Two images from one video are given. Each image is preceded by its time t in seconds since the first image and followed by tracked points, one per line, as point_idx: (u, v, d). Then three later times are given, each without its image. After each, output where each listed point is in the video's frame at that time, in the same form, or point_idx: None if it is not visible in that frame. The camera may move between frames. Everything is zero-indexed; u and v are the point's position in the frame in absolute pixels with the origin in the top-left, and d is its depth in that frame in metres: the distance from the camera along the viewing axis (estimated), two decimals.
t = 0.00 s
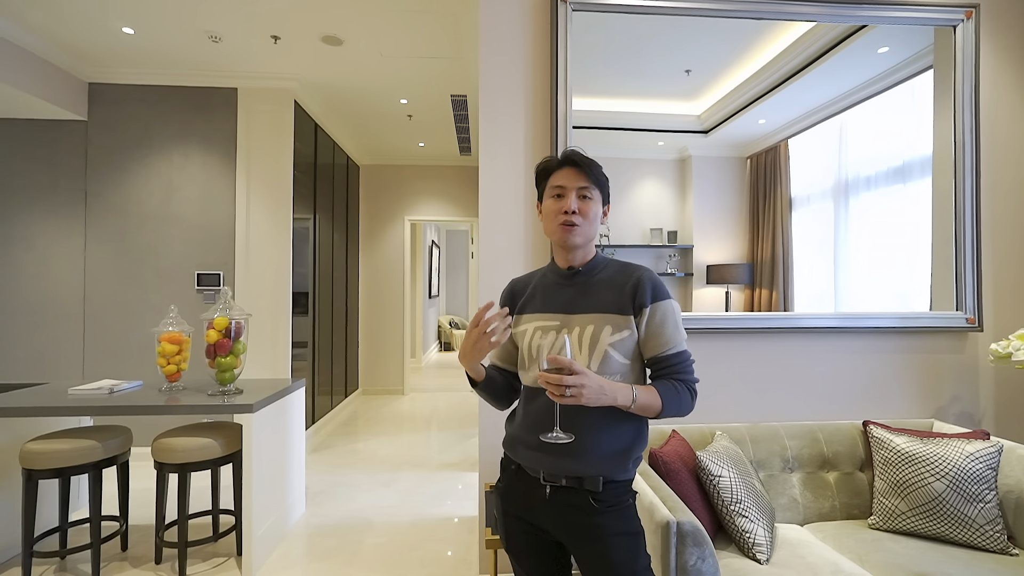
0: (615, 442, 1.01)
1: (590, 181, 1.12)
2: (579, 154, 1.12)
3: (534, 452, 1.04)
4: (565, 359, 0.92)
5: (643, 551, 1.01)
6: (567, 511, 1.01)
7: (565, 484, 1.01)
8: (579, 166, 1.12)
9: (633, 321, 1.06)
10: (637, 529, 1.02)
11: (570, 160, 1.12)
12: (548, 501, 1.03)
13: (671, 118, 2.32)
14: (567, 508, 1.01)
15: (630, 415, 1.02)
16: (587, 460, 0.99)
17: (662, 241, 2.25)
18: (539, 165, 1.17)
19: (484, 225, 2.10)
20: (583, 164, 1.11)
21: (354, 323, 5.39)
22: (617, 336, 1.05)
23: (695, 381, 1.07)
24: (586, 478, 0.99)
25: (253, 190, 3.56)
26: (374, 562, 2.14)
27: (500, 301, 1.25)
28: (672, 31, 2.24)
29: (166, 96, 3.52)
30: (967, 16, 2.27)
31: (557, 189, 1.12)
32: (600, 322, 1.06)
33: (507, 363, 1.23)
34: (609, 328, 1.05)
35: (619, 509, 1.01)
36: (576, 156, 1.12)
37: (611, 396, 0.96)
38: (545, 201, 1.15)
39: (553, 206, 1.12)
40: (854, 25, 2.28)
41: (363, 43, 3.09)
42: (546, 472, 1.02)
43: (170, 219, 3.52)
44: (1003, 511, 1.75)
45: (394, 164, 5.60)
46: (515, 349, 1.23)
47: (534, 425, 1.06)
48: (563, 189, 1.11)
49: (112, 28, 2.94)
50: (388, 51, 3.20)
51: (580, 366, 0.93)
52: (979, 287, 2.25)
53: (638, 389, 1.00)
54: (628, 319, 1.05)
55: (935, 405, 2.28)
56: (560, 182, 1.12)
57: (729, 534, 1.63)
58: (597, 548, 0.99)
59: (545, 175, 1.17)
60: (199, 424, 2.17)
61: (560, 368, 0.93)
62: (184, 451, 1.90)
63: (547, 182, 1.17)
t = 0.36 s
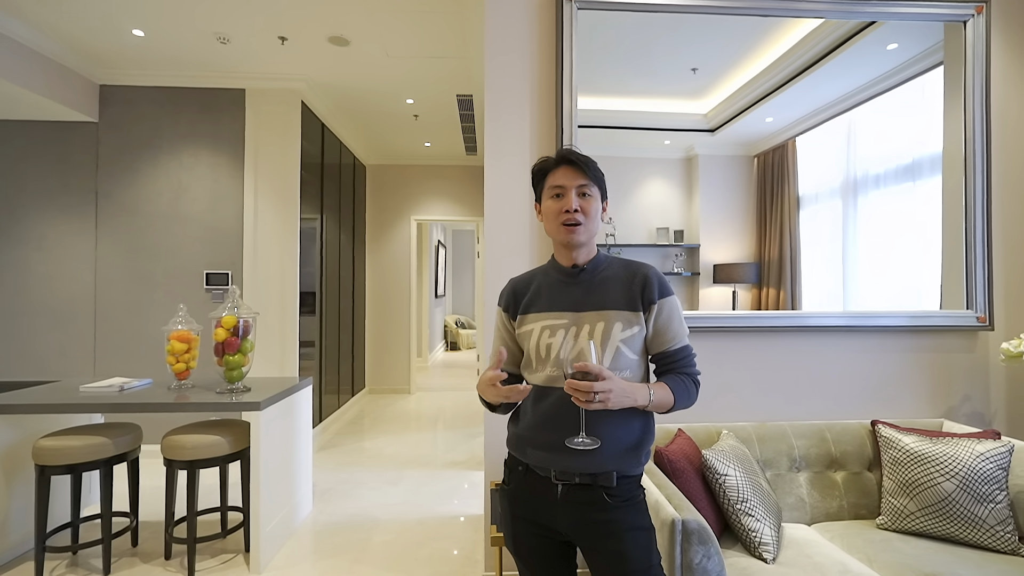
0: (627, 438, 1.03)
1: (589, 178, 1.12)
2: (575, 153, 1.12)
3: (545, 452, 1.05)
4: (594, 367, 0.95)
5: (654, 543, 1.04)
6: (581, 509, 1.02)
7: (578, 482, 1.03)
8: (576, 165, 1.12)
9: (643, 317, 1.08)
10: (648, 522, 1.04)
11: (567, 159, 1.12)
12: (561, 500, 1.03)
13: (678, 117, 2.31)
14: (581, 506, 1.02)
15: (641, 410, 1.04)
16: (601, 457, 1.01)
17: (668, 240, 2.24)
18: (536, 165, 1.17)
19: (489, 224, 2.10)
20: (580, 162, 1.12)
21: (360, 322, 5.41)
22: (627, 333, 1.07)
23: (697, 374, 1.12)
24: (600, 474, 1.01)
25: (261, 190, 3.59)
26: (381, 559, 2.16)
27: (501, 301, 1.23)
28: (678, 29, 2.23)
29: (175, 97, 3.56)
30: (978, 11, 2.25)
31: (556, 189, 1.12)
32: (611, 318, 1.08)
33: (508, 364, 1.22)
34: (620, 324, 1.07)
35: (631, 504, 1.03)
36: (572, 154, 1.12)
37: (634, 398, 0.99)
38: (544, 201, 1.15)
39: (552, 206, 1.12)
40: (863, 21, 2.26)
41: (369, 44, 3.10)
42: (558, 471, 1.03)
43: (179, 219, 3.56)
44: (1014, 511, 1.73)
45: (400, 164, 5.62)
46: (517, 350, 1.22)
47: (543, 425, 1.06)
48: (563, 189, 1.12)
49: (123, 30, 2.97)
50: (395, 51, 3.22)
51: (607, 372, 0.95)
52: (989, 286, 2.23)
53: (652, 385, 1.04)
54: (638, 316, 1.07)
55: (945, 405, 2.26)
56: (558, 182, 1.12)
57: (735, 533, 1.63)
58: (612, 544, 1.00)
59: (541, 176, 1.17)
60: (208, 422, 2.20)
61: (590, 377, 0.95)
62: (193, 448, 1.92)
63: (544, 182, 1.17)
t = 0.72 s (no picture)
0: (627, 435, 1.04)
1: (585, 178, 1.13)
2: (570, 153, 1.13)
3: (543, 451, 1.05)
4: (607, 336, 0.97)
5: (654, 542, 1.04)
6: (580, 508, 1.02)
7: (577, 481, 1.03)
8: (572, 166, 1.12)
9: (642, 315, 1.09)
10: (648, 521, 1.05)
11: (562, 159, 1.13)
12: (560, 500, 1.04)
13: (683, 116, 2.31)
14: (580, 505, 1.02)
15: (641, 402, 1.06)
16: (601, 455, 1.02)
17: (674, 240, 2.23)
18: (531, 166, 1.18)
19: (492, 225, 2.11)
20: (576, 162, 1.12)
21: (367, 322, 5.44)
22: (627, 330, 1.08)
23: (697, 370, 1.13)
24: (599, 473, 1.02)
25: (268, 191, 3.62)
26: (385, 557, 2.17)
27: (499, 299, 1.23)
28: (682, 29, 2.23)
29: (183, 99, 3.60)
30: (986, 7, 2.23)
31: (552, 190, 1.13)
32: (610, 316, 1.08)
33: (505, 362, 1.20)
34: (619, 321, 1.08)
35: (630, 503, 1.04)
36: (567, 154, 1.12)
37: (644, 379, 0.98)
38: (541, 202, 1.16)
39: (549, 206, 1.13)
40: (869, 19, 2.25)
41: (374, 45, 3.12)
42: (556, 470, 1.04)
43: (188, 220, 3.60)
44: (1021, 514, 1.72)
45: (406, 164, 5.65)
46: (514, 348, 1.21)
47: (542, 424, 1.07)
48: (559, 190, 1.12)
49: (132, 34, 3.02)
50: (400, 53, 3.24)
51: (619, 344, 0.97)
52: (998, 286, 2.21)
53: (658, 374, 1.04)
54: (638, 313, 1.08)
55: (953, 406, 2.24)
56: (554, 182, 1.13)
57: (737, 533, 1.62)
58: (612, 543, 1.01)
59: (538, 176, 1.18)
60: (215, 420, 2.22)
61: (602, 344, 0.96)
62: (200, 446, 1.95)
63: (541, 183, 1.18)
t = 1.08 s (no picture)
0: (621, 438, 1.05)
1: (583, 179, 1.14)
2: (568, 155, 1.13)
3: (537, 452, 1.07)
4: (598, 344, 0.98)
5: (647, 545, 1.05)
6: (572, 509, 1.04)
7: (569, 482, 1.05)
8: (569, 168, 1.13)
9: (638, 318, 1.10)
10: (641, 524, 1.06)
11: (560, 161, 1.14)
12: (552, 501, 1.06)
13: (689, 116, 2.30)
14: (572, 506, 1.04)
15: (637, 406, 1.06)
16: (593, 457, 1.03)
17: (680, 240, 2.24)
18: (531, 168, 1.19)
19: (494, 225, 2.12)
20: (573, 163, 1.13)
21: (373, 321, 5.48)
22: (622, 333, 1.09)
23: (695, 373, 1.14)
24: (591, 475, 1.03)
25: (275, 192, 3.66)
26: (387, 555, 2.19)
27: (501, 297, 1.24)
28: (684, 29, 2.23)
29: (191, 102, 3.65)
30: (992, 5, 2.21)
31: (550, 192, 1.14)
32: (606, 318, 1.09)
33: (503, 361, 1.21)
34: (614, 323, 1.09)
35: (623, 505, 1.05)
36: (566, 156, 1.13)
37: (638, 387, 1.00)
38: (540, 204, 1.17)
39: (548, 208, 1.14)
40: (873, 18, 2.23)
41: (378, 47, 3.15)
42: (549, 471, 1.05)
43: (196, 220, 3.65)
44: None
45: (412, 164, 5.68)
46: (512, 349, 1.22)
47: (536, 424, 1.08)
48: (557, 192, 1.13)
49: (141, 38, 3.06)
50: (404, 54, 3.26)
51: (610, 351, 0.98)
52: (1004, 286, 2.19)
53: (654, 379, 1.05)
54: (633, 316, 1.09)
55: (958, 408, 2.23)
56: (552, 185, 1.14)
57: (737, 534, 1.63)
58: (603, 544, 1.02)
59: (537, 178, 1.19)
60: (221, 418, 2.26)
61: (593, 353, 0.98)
62: (205, 444, 1.98)
63: (539, 185, 1.19)
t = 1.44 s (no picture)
0: (615, 439, 1.06)
1: (579, 181, 1.14)
2: (564, 157, 1.14)
3: (531, 452, 1.08)
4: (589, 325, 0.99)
5: (640, 548, 1.06)
6: (566, 510, 1.05)
7: (563, 483, 1.06)
8: (566, 170, 1.14)
9: (632, 318, 1.11)
10: (635, 526, 1.07)
11: (556, 164, 1.14)
12: (546, 501, 1.07)
13: (692, 115, 2.30)
14: (566, 507, 1.05)
15: (632, 406, 1.07)
16: (586, 458, 1.04)
17: (684, 240, 2.24)
18: (527, 171, 1.19)
19: (495, 226, 2.14)
20: (569, 166, 1.14)
21: (378, 321, 5.51)
22: (616, 333, 1.10)
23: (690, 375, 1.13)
24: (584, 476, 1.04)
25: (280, 193, 3.69)
26: (389, 554, 2.21)
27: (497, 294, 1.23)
28: (685, 31, 2.23)
29: (198, 104, 3.69)
30: (996, 3, 2.19)
31: (547, 195, 1.15)
32: (600, 318, 1.11)
33: (501, 358, 1.21)
34: (609, 323, 1.10)
35: (617, 506, 1.06)
36: (562, 158, 1.14)
37: (630, 373, 1.00)
38: (537, 207, 1.18)
39: (545, 211, 1.15)
40: (876, 17, 2.22)
41: (381, 49, 3.17)
42: (543, 472, 1.06)
43: (202, 221, 3.69)
44: None
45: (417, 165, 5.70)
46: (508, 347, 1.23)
47: (530, 424, 1.09)
48: (554, 194, 1.14)
49: (148, 42, 3.10)
50: (407, 56, 3.28)
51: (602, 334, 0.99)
52: (1009, 286, 2.17)
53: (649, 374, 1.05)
54: (627, 315, 1.10)
55: (962, 409, 2.22)
56: (549, 187, 1.15)
57: (735, 535, 1.63)
58: (596, 546, 1.03)
59: (534, 181, 1.19)
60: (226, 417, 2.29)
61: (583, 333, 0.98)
62: (210, 442, 2.01)
63: (536, 187, 1.20)
